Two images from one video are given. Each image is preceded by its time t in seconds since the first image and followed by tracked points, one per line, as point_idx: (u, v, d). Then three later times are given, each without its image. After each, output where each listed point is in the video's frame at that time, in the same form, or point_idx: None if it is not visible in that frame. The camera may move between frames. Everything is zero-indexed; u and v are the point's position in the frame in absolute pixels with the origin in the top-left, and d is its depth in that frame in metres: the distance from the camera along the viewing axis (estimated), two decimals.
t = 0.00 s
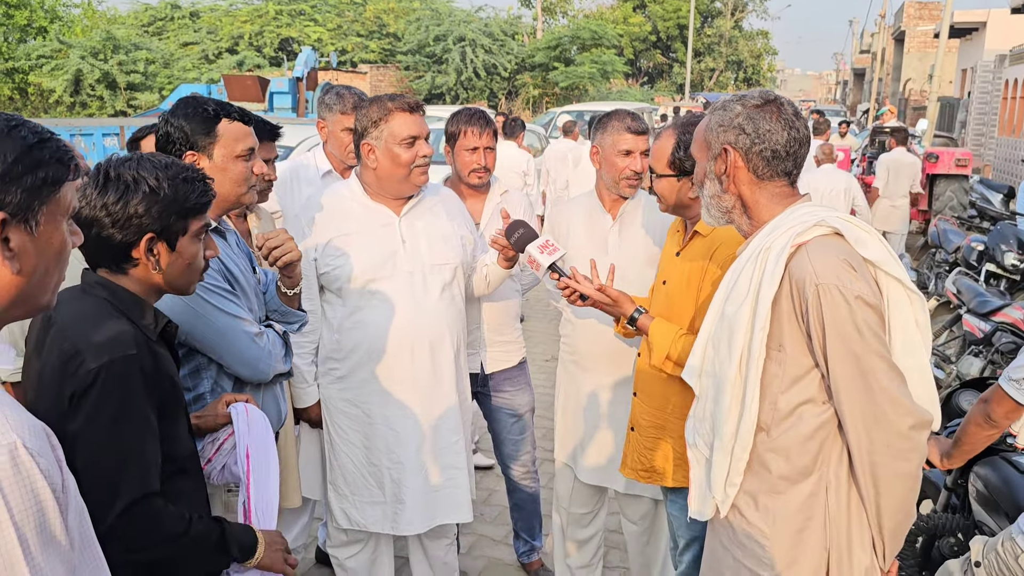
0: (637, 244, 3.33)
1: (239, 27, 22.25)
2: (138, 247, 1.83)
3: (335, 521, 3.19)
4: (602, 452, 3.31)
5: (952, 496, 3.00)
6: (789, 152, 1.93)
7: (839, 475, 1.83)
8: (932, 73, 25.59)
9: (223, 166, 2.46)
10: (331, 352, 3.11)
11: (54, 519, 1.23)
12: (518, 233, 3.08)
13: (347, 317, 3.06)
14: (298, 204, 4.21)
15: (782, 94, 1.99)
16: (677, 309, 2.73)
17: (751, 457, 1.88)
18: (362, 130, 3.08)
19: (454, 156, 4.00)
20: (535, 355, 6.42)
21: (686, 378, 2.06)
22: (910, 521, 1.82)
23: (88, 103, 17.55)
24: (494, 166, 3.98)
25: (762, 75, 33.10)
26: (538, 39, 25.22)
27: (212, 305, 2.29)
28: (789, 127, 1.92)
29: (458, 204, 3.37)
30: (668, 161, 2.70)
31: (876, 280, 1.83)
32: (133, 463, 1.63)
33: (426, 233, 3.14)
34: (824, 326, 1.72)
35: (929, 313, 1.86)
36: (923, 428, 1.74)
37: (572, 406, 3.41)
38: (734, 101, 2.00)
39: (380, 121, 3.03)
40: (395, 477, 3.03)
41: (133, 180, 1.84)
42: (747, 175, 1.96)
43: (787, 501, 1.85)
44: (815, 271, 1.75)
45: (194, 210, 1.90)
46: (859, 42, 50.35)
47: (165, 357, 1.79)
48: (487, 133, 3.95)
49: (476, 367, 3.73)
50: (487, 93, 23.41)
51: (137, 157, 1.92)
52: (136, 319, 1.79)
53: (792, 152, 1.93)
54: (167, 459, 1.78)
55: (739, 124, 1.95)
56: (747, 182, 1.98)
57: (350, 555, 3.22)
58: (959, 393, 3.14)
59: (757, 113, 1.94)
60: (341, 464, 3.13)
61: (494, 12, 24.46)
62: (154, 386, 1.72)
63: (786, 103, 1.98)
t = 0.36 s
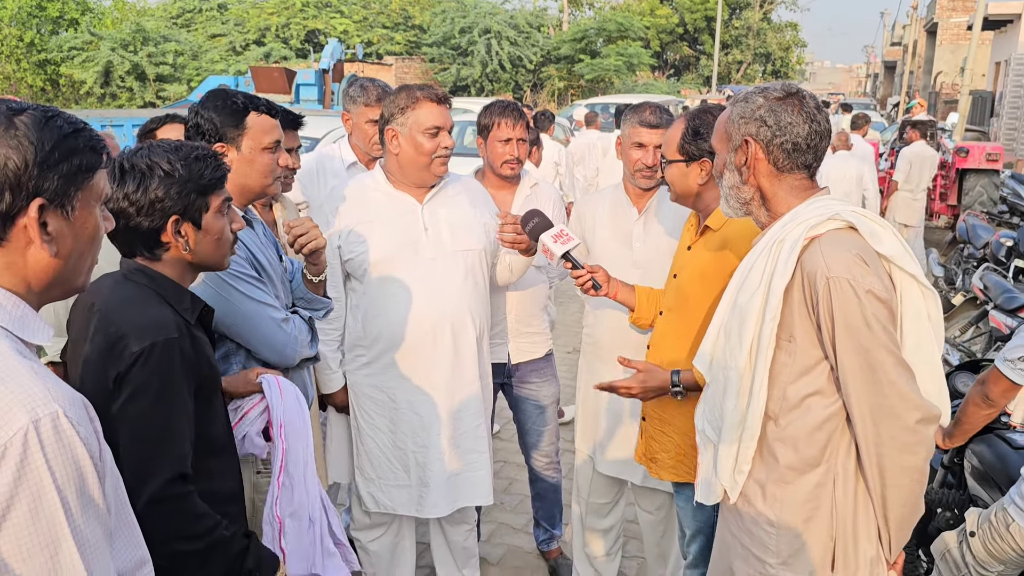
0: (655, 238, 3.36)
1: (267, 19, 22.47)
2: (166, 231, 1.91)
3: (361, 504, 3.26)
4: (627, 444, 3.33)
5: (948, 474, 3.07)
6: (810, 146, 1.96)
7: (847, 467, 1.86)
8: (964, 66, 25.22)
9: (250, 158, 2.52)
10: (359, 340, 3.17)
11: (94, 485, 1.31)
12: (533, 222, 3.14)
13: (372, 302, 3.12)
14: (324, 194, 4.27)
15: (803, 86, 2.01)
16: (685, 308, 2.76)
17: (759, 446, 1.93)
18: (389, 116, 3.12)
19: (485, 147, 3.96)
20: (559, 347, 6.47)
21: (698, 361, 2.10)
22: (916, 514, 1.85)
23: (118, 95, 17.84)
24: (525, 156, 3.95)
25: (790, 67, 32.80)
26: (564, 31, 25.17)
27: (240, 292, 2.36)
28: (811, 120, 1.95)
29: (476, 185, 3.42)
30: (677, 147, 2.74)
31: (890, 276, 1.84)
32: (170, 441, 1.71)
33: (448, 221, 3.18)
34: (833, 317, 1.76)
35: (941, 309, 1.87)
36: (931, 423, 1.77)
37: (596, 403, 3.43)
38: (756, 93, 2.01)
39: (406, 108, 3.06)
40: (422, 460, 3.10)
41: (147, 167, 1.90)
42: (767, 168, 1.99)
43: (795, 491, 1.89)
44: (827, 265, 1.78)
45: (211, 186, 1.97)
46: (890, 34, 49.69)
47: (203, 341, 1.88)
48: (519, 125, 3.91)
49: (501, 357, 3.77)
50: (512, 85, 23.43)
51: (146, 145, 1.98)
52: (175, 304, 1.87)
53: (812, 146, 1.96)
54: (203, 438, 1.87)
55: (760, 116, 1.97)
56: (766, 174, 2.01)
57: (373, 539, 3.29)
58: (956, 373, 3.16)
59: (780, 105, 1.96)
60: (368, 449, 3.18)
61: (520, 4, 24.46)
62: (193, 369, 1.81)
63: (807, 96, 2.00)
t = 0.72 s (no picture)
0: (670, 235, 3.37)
1: (293, 13, 22.66)
2: (187, 227, 1.98)
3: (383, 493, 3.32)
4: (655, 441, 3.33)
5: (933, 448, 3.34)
6: (806, 146, 1.99)
7: (849, 466, 1.90)
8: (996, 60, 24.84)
9: (274, 155, 2.60)
10: (382, 331, 3.22)
11: (128, 463, 1.38)
12: (551, 216, 3.22)
13: (398, 293, 3.17)
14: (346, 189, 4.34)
15: (803, 87, 2.04)
16: (699, 305, 2.80)
17: (763, 443, 1.98)
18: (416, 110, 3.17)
19: (508, 145, 3.98)
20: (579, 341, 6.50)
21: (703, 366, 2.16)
22: (918, 515, 1.89)
23: (147, 88, 18.10)
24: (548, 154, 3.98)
25: (818, 61, 32.49)
26: (589, 25, 25.12)
27: (261, 284, 2.43)
28: (807, 121, 1.98)
29: (500, 180, 3.46)
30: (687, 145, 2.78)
31: (893, 277, 1.87)
32: (199, 432, 1.80)
33: (470, 215, 3.24)
34: (835, 318, 1.80)
35: (944, 310, 1.91)
36: (932, 423, 1.81)
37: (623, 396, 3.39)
38: (755, 95, 2.06)
39: (433, 103, 3.10)
40: (444, 449, 3.16)
41: (167, 165, 1.98)
42: (766, 168, 2.03)
43: (798, 488, 1.93)
44: (830, 266, 1.82)
45: (228, 181, 2.04)
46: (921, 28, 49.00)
47: (222, 334, 1.95)
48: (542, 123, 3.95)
49: (521, 351, 3.82)
50: (537, 79, 23.42)
51: (167, 144, 2.05)
52: (195, 299, 1.95)
53: (808, 146, 1.99)
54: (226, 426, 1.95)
55: (757, 117, 2.01)
56: (766, 174, 2.05)
57: (393, 527, 3.36)
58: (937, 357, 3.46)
59: (776, 107, 2.00)
60: (391, 439, 3.25)
61: None
62: (212, 362, 1.87)
63: (807, 96, 2.03)
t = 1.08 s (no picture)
0: (683, 234, 3.42)
1: (318, 9, 22.84)
2: (212, 222, 2.08)
3: (398, 480, 3.43)
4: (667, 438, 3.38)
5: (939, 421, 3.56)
6: (804, 148, 2.06)
7: (844, 461, 1.97)
8: None
9: (296, 153, 2.69)
10: (400, 322, 3.34)
11: (154, 443, 1.49)
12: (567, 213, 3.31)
13: (418, 290, 3.27)
14: (365, 185, 4.43)
15: (803, 90, 2.11)
16: (708, 302, 2.87)
17: (761, 437, 2.05)
18: (451, 113, 3.25)
19: (527, 144, 4.05)
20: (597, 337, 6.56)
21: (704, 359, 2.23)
22: (911, 509, 1.95)
23: (173, 83, 18.34)
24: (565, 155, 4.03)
25: (844, 58, 32.21)
26: (612, 21, 25.08)
27: (284, 278, 2.52)
28: (806, 124, 2.05)
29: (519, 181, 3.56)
30: (699, 144, 2.84)
31: (887, 275, 1.97)
32: (229, 420, 1.90)
33: (493, 214, 3.32)
34: (829, 316, 1.87)
35: (938, 308, 2.00)
36: (924, 420, 1.88)
37: (640, 391, 3.42)
38: (756, 97, 2.12)
39: (471, 110, 3.19)
40: (457, 440, 3.25)
41: (197, 163, 2.08)
42: (765, 169, 2.10)
43: (794, 481, 2.00)
44: (824, 266, 1.89)
45: (254, 181, 2.15)
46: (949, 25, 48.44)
47: (245, 325, 2.05)
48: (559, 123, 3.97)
49: (537, 347, 3.89)
50: (560, 75, 23.45)
51: (196, 143, 2.16)
52: (217, 291, 2.05)
53: (806, 148, 2.06)
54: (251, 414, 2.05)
55: (758, 119, 2.08)
56: (765, 175, 2.12)
57: (408, 516, 3.44)
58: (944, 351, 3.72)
59: (776, 110, 2.07)
60: (407, 429, 3.35)
61: None
62: (239, 351, 1.98)
63: (806, 99, 2.10)
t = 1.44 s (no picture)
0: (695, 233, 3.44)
1: (332, 8, 22.95)
2: (229, 218, 2.13)
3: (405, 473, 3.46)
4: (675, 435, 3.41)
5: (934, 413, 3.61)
6: (797, 149, 2.18)
7: (843, 455, 2.02)
8: None
9: (315, 152, 2.73)
10: (414, 319, 3.37)
11: (159, 435, 1.53)
12: (578, 212, 3.40)
13: (432, 288, 3.32)
14: (377, 183, 4.47)
15: (794, 94, 2.24)
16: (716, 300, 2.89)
17: (763, 433, 2.10)
18: (473, 115, 3.29)
19: (542, 144, 4.04)
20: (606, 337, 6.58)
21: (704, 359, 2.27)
22: (911, 501, 1.99)
23: (188, 81, 18.46)
24: (579, 156, 4.01)
25: (859, 58, 32.04)
26: (626, 21, 25.03)
27: (299, 274, 2.57)
28: (798, 126, 2.17)
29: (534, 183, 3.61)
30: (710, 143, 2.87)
31: (883, 271, 2.05)
32: (232, 404, 1.95)
33: (509, 215, 3.37)
34: (826, 311, 1.95)
35: (933, 302, 2.09)
36: (921, 412, 1.93)
37: (649, 388, 3.46)
38: (749, 103, 2.25)
39: (490, 113, 3.22)
40: (467, 436, 3.29)
41: (216, 160, 2.12)
42: (760, 171, 2.22)
43: (795, 474, 2.05)
44: (820, 262, 1.97)
45: (270, 179, 2.19)
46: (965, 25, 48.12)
47: (258, 319, 2.09)
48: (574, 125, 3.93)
49: (549, 345, 3.92)
50: (573, 74, 23.46)
51: (214, 140, 2.20)
52: (232, 285, 2.09)
53: (799, 150, 2.17)
54: (260, 407, 2.10)
55: (751, 123, 2.21)
56: (761, 177, 2.23)
57: (420, 509, 3.47)
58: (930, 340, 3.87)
59: (769, 113, 2.19)
60: (416, 424, 3.39)
61: None
62: (250, 344, 2.02)
63: (798, 103, 2.23)
